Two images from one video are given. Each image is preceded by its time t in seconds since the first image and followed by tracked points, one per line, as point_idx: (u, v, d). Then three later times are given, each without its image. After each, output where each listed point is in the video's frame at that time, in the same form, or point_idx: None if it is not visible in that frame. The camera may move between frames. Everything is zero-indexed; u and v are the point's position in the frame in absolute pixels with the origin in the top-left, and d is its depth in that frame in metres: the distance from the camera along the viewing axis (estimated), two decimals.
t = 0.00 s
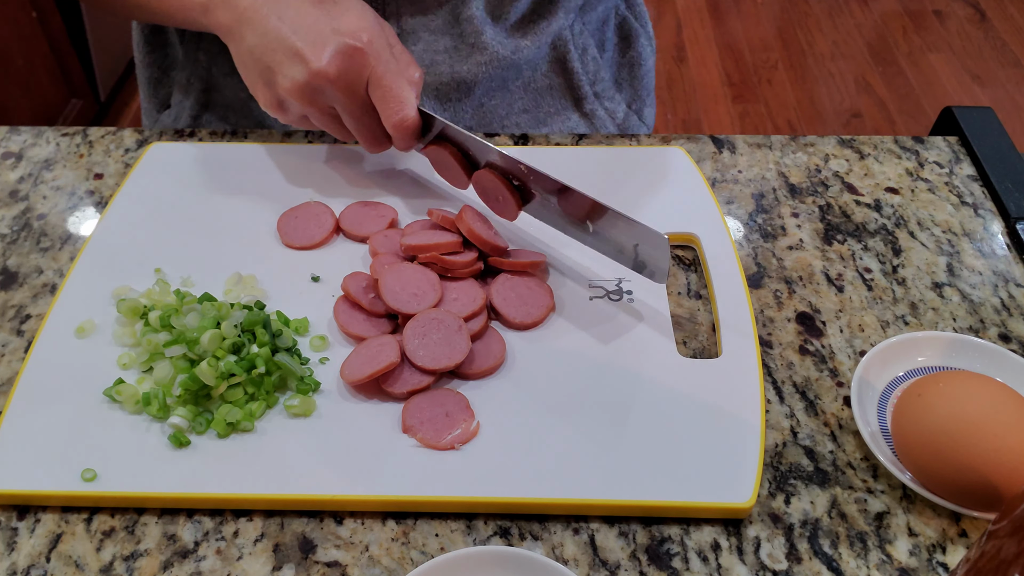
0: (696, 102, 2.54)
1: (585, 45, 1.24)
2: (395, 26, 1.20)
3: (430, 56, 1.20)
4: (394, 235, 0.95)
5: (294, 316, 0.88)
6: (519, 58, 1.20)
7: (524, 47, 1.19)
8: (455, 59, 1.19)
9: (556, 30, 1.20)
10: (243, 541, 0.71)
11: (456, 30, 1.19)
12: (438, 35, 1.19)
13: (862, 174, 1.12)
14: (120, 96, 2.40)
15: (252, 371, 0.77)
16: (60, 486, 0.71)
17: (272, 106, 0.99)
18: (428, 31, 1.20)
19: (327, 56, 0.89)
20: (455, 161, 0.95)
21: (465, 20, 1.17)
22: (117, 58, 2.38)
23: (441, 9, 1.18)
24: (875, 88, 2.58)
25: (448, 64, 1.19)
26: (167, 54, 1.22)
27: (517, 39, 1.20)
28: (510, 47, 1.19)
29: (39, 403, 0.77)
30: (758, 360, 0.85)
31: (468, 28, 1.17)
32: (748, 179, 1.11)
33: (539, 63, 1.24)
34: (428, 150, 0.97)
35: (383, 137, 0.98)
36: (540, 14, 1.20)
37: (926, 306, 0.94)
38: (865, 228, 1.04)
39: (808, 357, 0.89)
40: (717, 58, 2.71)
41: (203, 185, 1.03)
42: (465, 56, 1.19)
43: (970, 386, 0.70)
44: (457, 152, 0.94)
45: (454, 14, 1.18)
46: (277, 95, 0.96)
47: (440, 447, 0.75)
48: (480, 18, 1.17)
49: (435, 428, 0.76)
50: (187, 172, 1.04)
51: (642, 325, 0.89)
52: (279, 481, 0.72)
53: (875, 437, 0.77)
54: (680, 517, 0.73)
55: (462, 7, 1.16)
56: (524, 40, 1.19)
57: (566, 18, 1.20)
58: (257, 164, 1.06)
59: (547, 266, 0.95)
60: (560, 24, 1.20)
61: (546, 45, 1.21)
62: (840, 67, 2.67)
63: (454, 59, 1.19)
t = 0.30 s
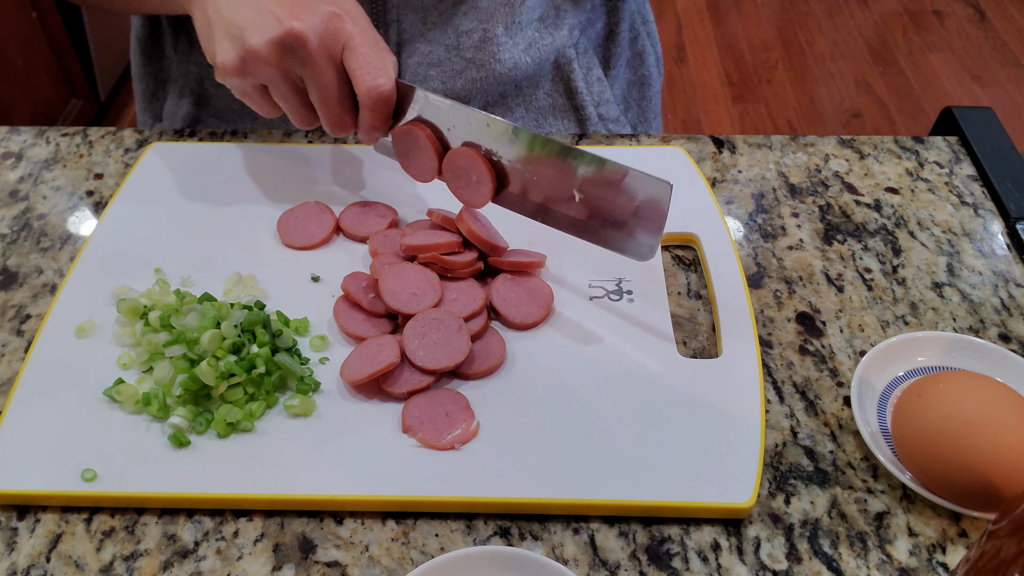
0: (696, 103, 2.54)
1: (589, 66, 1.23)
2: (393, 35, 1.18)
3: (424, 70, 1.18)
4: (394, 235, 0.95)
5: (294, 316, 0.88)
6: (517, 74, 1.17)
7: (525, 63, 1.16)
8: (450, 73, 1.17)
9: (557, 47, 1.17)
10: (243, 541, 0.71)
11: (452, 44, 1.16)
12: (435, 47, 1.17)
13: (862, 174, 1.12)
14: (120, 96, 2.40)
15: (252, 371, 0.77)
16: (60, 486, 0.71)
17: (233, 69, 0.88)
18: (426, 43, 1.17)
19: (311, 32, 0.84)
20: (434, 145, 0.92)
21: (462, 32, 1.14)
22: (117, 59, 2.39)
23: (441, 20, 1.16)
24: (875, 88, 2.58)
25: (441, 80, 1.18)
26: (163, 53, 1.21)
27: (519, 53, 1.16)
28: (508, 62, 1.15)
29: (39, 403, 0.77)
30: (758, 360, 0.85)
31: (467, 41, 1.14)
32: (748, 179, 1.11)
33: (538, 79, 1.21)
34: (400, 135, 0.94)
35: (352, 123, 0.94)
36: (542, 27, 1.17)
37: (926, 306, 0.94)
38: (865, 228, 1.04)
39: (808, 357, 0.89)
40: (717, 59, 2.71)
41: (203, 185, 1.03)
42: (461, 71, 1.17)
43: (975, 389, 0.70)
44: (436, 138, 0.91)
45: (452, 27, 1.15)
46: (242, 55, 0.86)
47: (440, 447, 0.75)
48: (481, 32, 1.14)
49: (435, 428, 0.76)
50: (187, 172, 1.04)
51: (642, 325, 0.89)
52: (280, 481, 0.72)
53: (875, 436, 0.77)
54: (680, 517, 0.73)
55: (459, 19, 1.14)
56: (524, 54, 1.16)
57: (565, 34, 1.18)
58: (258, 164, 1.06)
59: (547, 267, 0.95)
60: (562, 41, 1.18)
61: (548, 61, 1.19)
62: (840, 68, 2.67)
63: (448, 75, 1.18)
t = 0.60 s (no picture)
0: (696, 102, 2.54)
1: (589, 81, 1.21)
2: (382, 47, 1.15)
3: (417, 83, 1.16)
4: (394, 234, 0.95)
5: (294, 316, 0.88)
6: (511, 82, 1.17)
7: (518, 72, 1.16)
8: (444, 84, 1.16)
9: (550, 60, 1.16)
10: (243, 541, 0.71)
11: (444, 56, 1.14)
12: (426, 59, 1.14)
13: (862, 174, 1.12)
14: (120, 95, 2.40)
15: (252, 371, 0.77)
16: (60, 486, 0.71)
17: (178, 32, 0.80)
18: (416, 55, 1.14)
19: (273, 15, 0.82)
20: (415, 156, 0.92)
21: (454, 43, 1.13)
22: (117, 58, 2.38)
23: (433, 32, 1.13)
24: (875, 88, 2.58)
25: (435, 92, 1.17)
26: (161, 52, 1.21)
27: (509, 62, 1.16)
28: (500, 73, 1.16)
29: (40, 403, 0.77)
30: (758, 360, 0.85)
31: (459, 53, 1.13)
32: (748, 179, 1.11)
33: (536, 91, 1.20)
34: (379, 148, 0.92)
35: (292, 109, 0.87)
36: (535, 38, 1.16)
37: (926, 306, 0.94)
38: (865, 228, 1.04)
39: (809, 357, 0.89)
40: (717, 58, 2.71)
41: (202, 185, 1.03)
42: (454, 82, 1.16)
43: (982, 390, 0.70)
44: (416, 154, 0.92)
45: (444, 38, 1.13)
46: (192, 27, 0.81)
47: (440, 447, 0.75)
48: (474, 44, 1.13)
49: (435, 428, 0.76)
50: (187, 173, 1.04)
51: (642, 324, 0.89)
52: (280, 481, 0.72)
53: (875, 437, 0.77)
54: (680, 517, 0.74)
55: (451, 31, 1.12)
56: (516, 63, 1.16)
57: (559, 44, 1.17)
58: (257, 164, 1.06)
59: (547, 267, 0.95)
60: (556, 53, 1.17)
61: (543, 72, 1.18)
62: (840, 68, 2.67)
63: (441, 86, 1.16)
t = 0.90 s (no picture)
0: (696, 102, 2.54)
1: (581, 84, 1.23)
2: (375, 47, 1.14)
3: (410, 83, 1.16)
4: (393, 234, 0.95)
5: (294, 316, 0.88)
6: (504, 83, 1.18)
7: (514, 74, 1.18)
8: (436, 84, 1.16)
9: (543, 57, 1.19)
10: (243, 541, 0.71)
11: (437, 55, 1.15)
12: (420, 58, 1.15)
13: (862, 174, 1.12)
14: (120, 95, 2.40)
15: (252, 371, 0.77)
16: (60, 486, 0.71)
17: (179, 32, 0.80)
18: (409, 55, 1.15)
19: (239, 15, 0.85)
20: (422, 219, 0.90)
21: (448, 42, 1.14)
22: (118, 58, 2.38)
23: (425, 33, 1.14)
24: (875, 88, 2.58)
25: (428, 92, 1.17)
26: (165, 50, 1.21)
27: (503, 63, 1.17)
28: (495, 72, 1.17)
29: (40, 403, 0.77)
30: (758, 360, 0.85)
31: (454, 53, 1.14)
32: (748, 179, 1.11)
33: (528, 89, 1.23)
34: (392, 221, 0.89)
35: (251, 104, 0.91)
36: (529, 39, 1.18)
37: (926, 306, 0.94)
38: (865, 228, 1.04)
39: (809, 357, 0.89)
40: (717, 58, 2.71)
41: (202, 185, 1.03)
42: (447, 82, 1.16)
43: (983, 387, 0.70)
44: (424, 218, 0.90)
45: (438, 38, 1.14)
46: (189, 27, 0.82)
47: (440, 447, 0.75)
48: (466, 45, 1.15)
49: (435, 428, 0.76)
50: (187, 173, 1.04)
51: (642, 325, 0.89)
52: (280, 481, 0.72)
53: (875, 437, 0.77)
54: (680, 517, 0.74)
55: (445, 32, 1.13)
56: (510, 64, 1.18)
57: (553, 44, 1.19)
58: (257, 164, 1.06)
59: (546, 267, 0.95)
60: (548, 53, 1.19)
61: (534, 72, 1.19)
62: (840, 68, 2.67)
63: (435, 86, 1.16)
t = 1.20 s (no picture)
0: (696, 103, 2.55)
1: (600, 101, 1.21)
2: (385, 56, 1.10)
3: (422, 94, 1.14)
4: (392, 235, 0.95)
5: (294, 316, 0.88)
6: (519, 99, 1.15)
7: (529, 92, 1.14)
8: (449, 95, 1.14)
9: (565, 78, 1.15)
10: (243, 541, 0.71)
11: (449, 67, 1.12)
12: (432, 69, 1.12)
13: (862, 174, 1.12)
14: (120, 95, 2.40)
15: (252, 371, 0.77)
16: (60, 486, 0.71)
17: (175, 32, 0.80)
18: (422, 65, 1.12)
19: None
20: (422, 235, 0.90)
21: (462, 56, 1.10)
22: (118, 58, 2.38)
23: (437, 41, 1.10)
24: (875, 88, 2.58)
25: (441, 102, 1.14)
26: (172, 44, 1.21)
27: (519, 78, 1.14)
28: (511, 88, 1.14)
29: (40, 403, 0.77)
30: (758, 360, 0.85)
31: (467, 66, 1.11)
32: (748, 179, 1.11)
33: (547, 111, 1.19)
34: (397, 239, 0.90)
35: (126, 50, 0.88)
36: (547, 55, 1.15)
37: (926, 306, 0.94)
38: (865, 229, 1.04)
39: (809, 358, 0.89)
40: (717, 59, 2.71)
41: (202, 185, 1.03)
42: (461, 94, 1.13)
43: (976, 375, 0.71)
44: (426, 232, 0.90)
45: (450, 48, 1.10)
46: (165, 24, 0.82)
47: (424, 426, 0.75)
48: (480, 59, 1.11)
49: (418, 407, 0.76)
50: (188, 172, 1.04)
51: (643, 324, 0.89)
52: (280, 481, 0.72)
53: (849, 423, 0.78)
54: (680, 517, 0.74)
55: (460, 43, 1.09)
56: (527, 81, 1.14)
57: (575, 64, 1.16)
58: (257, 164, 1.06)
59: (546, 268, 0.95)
60: (569, 72, 1.16)
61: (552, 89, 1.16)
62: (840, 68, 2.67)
63: (447, 97, 1.14)
